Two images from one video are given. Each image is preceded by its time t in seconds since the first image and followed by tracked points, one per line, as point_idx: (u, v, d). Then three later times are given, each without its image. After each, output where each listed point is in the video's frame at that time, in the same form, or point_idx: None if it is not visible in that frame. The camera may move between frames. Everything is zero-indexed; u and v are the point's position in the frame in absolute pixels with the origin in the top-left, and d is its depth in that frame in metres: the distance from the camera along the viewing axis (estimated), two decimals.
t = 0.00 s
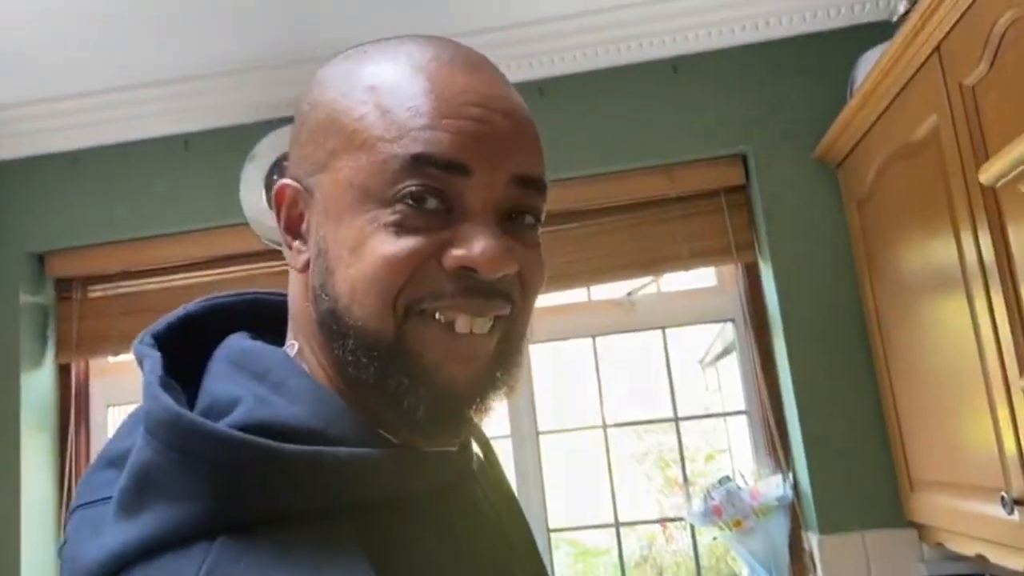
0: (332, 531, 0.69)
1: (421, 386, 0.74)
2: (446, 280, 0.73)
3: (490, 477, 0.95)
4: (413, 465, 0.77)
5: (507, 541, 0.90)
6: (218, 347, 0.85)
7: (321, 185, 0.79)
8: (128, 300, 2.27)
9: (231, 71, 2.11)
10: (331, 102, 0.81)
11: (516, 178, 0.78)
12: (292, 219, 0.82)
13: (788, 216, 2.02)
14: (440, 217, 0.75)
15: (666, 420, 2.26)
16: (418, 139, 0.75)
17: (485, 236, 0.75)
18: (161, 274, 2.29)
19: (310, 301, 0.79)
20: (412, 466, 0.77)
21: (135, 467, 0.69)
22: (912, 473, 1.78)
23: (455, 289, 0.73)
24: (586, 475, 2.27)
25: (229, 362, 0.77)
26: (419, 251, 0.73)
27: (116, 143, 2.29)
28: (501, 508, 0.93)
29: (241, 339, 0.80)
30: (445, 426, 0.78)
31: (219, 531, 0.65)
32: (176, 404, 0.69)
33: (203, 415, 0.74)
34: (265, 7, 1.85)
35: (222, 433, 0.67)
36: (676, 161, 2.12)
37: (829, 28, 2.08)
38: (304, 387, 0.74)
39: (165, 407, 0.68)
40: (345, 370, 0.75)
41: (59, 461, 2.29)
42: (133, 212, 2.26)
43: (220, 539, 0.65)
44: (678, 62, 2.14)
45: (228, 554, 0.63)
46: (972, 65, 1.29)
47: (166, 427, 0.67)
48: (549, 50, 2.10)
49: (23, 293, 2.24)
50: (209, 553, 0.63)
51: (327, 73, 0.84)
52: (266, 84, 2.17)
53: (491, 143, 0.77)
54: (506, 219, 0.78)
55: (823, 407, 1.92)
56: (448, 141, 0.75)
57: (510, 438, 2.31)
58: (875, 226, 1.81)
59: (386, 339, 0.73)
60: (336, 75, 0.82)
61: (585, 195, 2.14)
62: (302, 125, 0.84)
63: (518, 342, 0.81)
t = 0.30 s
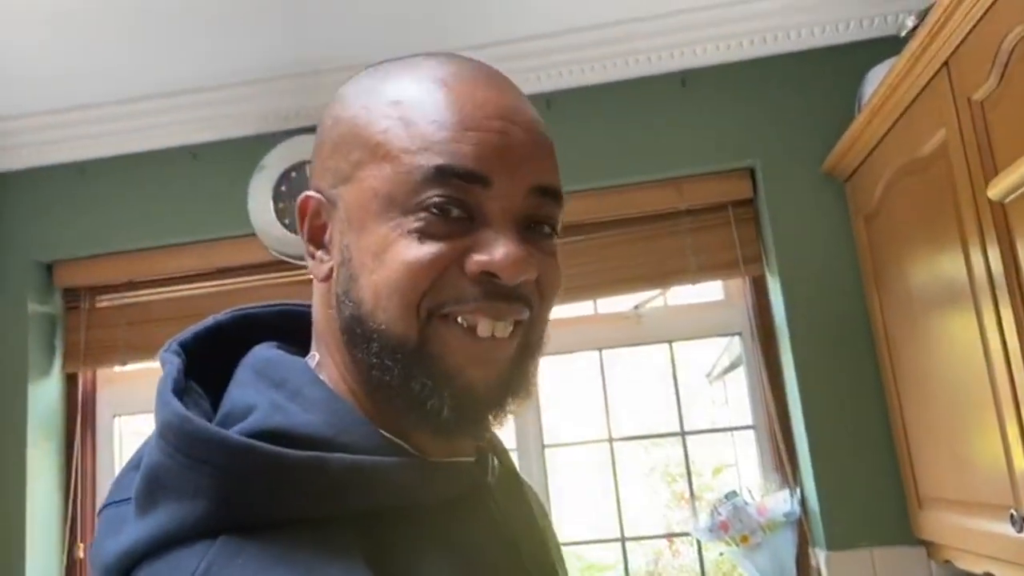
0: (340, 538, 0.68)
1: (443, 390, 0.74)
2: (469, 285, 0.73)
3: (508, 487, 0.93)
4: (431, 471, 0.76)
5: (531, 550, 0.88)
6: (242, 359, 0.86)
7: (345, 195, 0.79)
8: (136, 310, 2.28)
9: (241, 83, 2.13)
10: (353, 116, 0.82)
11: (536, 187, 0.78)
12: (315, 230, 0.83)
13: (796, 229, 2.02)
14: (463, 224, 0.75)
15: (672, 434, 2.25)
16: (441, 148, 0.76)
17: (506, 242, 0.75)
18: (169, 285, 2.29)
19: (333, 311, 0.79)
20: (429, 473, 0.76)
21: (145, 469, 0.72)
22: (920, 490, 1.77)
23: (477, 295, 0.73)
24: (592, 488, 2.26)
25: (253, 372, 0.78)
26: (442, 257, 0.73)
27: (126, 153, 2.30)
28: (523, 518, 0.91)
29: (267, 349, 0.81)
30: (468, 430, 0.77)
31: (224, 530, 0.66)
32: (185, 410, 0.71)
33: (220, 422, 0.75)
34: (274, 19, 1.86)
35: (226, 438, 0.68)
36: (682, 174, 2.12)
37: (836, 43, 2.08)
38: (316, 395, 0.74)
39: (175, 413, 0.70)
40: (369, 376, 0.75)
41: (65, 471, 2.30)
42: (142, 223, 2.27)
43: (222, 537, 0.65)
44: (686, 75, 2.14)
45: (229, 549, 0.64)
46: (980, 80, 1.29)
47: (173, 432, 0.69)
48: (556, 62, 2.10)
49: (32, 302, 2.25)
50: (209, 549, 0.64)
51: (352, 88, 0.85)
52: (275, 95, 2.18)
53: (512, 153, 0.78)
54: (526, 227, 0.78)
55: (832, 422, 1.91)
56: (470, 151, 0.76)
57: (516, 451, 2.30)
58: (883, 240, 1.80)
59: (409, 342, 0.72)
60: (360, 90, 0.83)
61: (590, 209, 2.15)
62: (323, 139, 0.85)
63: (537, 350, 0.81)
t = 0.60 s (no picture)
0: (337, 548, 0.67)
1: (467, 399, 0.74)
2: (506, 297, 0.74)
3: (501, 497, 0.92)
4: (425, 482, 0.75)
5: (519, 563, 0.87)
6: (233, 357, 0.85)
7: (383, 195, 0.79)
8: (131, 308, 2.28)
9: (239, 82, 2.12)
10: (396, 121, 0.82)
11: (572, 211, 0.80)
12: (337, 224, 0.82)
13: (793, 233, 2.02)
14: (505, 236, 0.76)
15: (668, 437, 2.24)
16: (492, 162, 0.76)
17: (544, 261, 0.76)
18: (165, 283, 2.29)
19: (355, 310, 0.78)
20: (424, 484, 0.75)
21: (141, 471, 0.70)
22: (915, 495, 1.77)
23: (514, 309, 0.74)
24: (587, 490, 2.26)
25: (246, 372, 0.77)
26: (486, 269, 0.74)
27: (123, 151, 2.30)
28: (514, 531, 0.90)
29: (256, 349, 0.80)
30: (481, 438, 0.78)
31: (223, 536, 0.65)
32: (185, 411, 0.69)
33: (214, 422, 0.74)
34: (272, 18, 1.86)
35: (228, 442, 0.67)
36: (680, 177, 2.12)
37: (835, 47, 2.08)
38: (312, 396, 0.73)
39: (175, 414, 0.69)
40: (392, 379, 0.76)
41: (59, 469, 2.29)
42: (138, 221, 2.26)
43: (223, 545, 0.64)
44: (685, 78, 2.14)
45: (231, 559, 0.63)
46: (978, 84, 1.29)
47: (174, 433, 0.68)
48: (555, 64, 2.10)
49: (27, 299, 2.24)
50: (210, 559, 0.63)
51: (398, 88, 0.85)
52: (273, 94, 2.18)
53: (555, 174, 0.79)
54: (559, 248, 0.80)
55: (827, 426, 1.91)
56: (521, 167, 0.77)
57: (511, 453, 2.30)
58: (880, 244, 1.80)
59: (443, 349, 0.73)
60: (408, 94, 0.83)
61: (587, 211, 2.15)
62: (355, 136, 0.85)
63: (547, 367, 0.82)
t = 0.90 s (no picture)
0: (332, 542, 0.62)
1: (469, 393, 0.75)
2: (515, 295, 0.75)
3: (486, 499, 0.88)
4: (419, 475, 0.70)
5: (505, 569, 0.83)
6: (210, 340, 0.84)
7: (393, 183, 0.79)
8: (113, 295, 2.25)
9: (225, 66, 2.10)
10: (408, 110, 0.82)
11: (574, 214, 0.82)
12: (337, 206, 0.81)
13: (778, 223, 2.02)
14: (515, 234, 0.77)
15: (651, 429, 2.25)
16: (509, 159, 0.77)
17: (549, 262, 0.78)
18: (148, 270, 2.26)
19: (355, 297, 0.78)
20: (417, 477, 0.70)
21: (130, 453, 0.64)
22: (894, 486, 1.78)
23: (523, 306, 0.75)
24: (571, 481, 2.26)
25: (225, 356, 0.70)
26: (499, 265, 0.75)
27: (106, 136, 2.27)
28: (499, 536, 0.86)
29: (231, 333, 0.74)
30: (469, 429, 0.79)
31: (218, 525, 0.60)
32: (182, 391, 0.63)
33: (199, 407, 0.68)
34: (257, 3, 1.84)
35: (228, 426, 0.61)
36: (666, 169, 2.12)
37: (821, 40, 2.09)
38: (301, 379, 0.66)
39: (172, 393, 0.63)
40: (393, 367, 0.75)
41: (39, 456, 2.27)
42: (121, 206, 2.24)
43: (220, 534, 0.59)
44: (672, 70, 2.14)
45: (227, 550, 0.57)
46: (962, 78, 1.30)
47: (171, 414, 0.62)
48: (543, 54, 2.10)
49: (7, 285, 2.22)
50: (207, 551, 0.57)
51: (412, 78, 0.85)
52: (258, 80, 2.16)
53: (565, 177, 0.80)
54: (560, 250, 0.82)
55: (809, 418, 1.92)
56: (537, 168, 0.78)
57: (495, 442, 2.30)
58: (864, 237, 1.81)
59: (450, 340, 0.73)
60: (422, 85, 0.83)
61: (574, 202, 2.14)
62: (362, 120, 0.84)
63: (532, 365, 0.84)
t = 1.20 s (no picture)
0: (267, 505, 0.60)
1: (415, 360, 0.75)
2: (467, 265, 0.74)
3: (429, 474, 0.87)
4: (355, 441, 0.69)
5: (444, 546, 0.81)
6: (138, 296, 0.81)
7: (346, 141, 0.77)
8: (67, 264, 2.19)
9: (184, 30, 2.05)
10: (363, 66, 0.79)
11: (532, 184, 0.81)
12: (284, 161, 0.79)
13: (739, 198, 2.03)
14: (471, 202, 0.76)
15: (613, 402, 2.27)
16: (470, 124, 0.75)
17: (503, 231, 0.77)
18: (102, 239, 2.21)
19: (300, 258, 0.76)
20: (354, 442, 0.69)
21: (53, 410, 0.61)
22: (847, 458, 1.81)
23: (472, 276, 0.74)
24: (533, 454, 2.27)
25: (157, 314, 0.68)
26: (452, 233, 0.74)
27: (59, 101, 2.21)
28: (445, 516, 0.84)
29: (163, 290, 0.72)
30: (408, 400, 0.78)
31: (150, 484, 0.57)
32: (109, 346, 0.61)
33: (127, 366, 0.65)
34: None
35: (159, 382, 0.59)
36: (630, 143, 2.12)
37: (785, 16, 2.10)
38: (235, 338, 0.66)
39: (98, 348, 0.60)
40: (337, 332, 0.74)
41: None
42: (75, 173, 2.18)
43: (149, 495, 0.56)
44: (638, 43, 2.14)
45: (157, 511, 0.54)
46: (918, 52, 1.31)
47: (97, 369, 0.60)
48: (508, 24, 2.08)
49: None
50: (135, 510, 0.54)
51: (369, 34, 0.82)
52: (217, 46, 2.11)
53: (525, 145, 0.79)
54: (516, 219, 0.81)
55: (766, 391, 1.95)
56: (498, 135, 0.76)
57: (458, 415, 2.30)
58: (823, 212, 1.83)
59: (397, 309, 0.73)
60: (380, 41, 0.81)
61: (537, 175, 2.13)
62: (316, 73, 0.81)
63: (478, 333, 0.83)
